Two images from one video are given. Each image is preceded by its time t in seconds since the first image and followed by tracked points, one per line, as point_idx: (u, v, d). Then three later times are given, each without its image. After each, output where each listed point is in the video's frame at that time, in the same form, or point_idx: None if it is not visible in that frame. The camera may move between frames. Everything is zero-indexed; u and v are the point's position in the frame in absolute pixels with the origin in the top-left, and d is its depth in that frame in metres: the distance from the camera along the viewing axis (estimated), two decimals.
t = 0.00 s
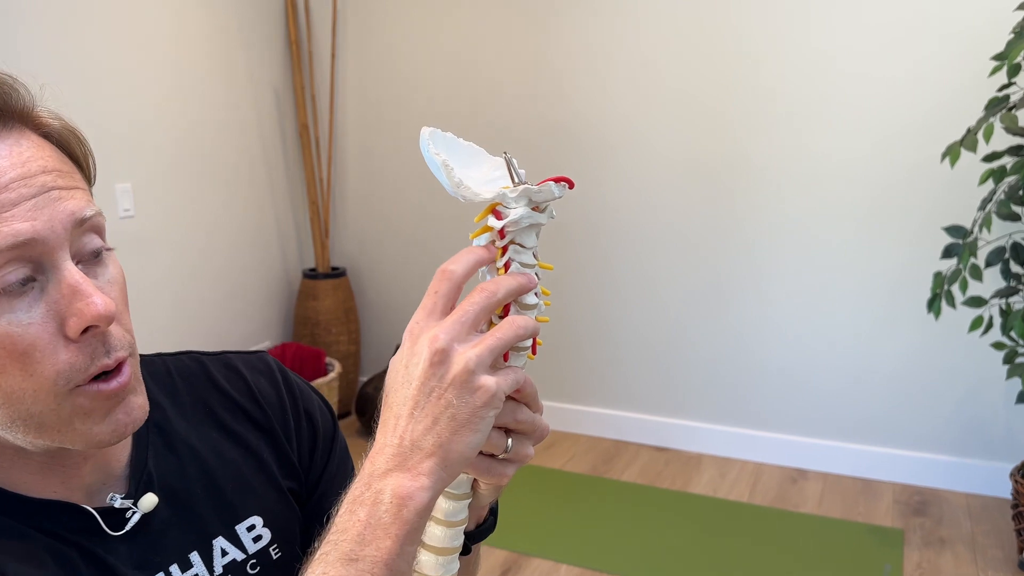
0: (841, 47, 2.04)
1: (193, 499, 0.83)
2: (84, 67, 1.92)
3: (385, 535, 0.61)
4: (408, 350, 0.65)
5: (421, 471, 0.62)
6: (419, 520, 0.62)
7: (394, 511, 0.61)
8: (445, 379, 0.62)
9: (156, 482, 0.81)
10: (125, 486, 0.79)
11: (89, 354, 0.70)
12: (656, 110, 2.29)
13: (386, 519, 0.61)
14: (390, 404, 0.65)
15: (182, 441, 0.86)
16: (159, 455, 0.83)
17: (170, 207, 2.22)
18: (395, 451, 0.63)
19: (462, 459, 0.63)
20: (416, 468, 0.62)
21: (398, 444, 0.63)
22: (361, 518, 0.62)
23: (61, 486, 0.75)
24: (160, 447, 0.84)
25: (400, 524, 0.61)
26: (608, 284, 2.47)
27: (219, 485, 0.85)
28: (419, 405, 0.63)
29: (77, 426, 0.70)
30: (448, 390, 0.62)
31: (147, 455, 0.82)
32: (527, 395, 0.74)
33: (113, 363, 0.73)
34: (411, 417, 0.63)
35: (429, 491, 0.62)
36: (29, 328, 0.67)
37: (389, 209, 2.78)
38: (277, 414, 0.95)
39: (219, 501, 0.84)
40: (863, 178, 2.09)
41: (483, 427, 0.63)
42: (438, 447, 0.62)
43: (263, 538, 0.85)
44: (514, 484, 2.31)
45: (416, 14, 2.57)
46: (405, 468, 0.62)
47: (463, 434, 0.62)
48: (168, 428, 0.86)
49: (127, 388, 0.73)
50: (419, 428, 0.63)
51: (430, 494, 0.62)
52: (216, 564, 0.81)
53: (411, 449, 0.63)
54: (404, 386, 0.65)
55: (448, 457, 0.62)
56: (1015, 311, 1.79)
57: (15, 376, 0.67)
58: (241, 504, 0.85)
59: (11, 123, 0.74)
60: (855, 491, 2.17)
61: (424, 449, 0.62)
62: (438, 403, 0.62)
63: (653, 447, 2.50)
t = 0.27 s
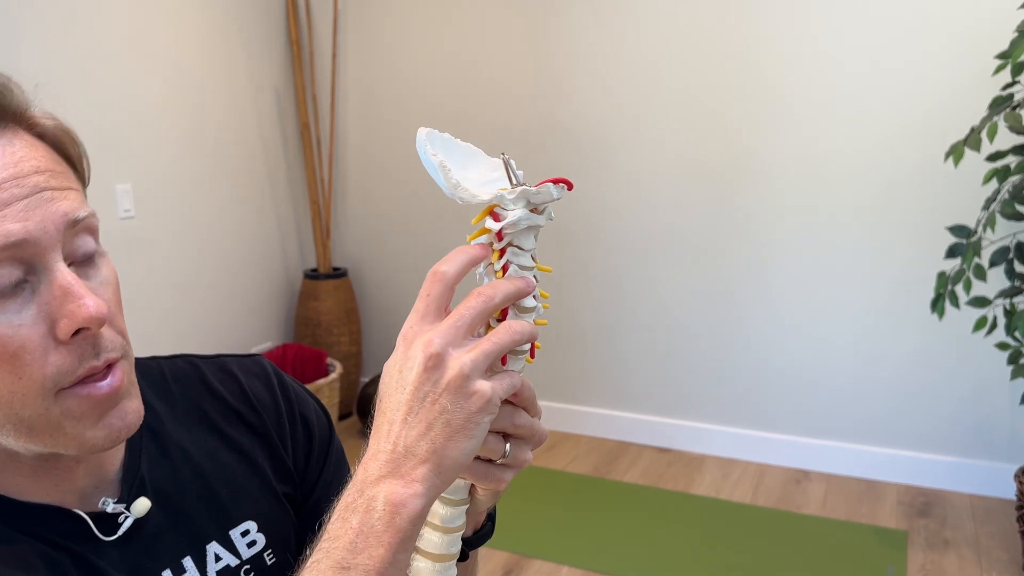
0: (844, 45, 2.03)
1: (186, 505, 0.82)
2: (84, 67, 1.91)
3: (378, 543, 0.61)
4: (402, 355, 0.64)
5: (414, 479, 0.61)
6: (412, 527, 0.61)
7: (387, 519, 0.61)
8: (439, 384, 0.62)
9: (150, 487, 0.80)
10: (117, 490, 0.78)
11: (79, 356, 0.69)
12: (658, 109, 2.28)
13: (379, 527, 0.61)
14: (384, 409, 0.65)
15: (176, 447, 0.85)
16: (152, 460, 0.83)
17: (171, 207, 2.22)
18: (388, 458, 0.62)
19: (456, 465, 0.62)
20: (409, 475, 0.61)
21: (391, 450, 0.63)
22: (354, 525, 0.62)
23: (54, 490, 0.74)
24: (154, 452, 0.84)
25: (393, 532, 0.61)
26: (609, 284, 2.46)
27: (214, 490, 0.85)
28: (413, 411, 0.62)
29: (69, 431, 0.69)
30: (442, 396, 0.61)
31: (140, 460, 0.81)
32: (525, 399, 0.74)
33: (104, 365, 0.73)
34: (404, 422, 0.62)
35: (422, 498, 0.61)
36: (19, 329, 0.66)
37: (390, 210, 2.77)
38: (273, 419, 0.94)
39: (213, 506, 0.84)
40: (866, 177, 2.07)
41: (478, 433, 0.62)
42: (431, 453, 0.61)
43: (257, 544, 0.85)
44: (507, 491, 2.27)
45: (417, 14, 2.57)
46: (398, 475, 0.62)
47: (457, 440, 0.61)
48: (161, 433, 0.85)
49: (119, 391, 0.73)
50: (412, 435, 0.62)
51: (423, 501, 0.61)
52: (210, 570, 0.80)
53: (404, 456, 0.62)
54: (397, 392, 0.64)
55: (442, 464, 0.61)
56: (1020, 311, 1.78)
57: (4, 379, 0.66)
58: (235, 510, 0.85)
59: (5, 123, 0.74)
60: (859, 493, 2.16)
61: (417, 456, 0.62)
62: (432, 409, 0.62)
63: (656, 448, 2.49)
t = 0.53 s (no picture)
0: (846, 44, 2.03)
1: (184, 509, 0.82)
2: (85, 67, 1.91)
3: (376, 550, 0.61)
4: (400, 360, 0.64)
5: (412, 485, 0.61)
6: (410, 533, 0.61)
7: (385, 526, 0.61)
8: (437, 389, 0.61)
9: (147, 492, 0.80)
10: (113, 493, 0.77)
11: (72, 358, 0.69)
12: (659, 109, 2.27)
13: (377, 533, 0.61)
14: (382, 414, 0.64)
15: (173, 451, 0.85)
16: (149, 464, 0.82)
17: (172, 208, 2.22)
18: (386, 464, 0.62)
19: (455, 471, 0.61)
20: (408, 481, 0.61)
21: (389, 456, 0.62)
22: (352, 532, 0.62)
23: (49, 493, 0.74)
24: (151, 456, 0.83)
25: (390, 538, 0.60)
26: (611, 285, 2.45)
27: (211, 495, 0.84)
28: (412, 417, 0.62)
29: (63, 433, 0.69)
30: (440, 401, 0.61)
31: (137, 464, 0.81)
32: (525, 403, 0.73)
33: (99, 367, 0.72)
34: (402, 428, 0.62)
35: (421, 504, 0.61)
36: (12, 330, 0.66)
37: (391, 210, 2.77)
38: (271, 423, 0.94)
39: (211, 511, 0.83)
40: (869, 177, 2.07)
41: (477, 439, 0.62)
42: (429, 459, 0.61)
43: (254, 549, 0.84)
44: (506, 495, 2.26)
45: (418, 14, 2.57)
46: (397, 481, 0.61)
47: (456, 446, 0.61)
48: (158, 437, 0.85)
49: (113, 393, 0.72)
50: (411, 440, 0.61)
51: (421, 508, 0.61)
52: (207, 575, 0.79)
53: (402, 462, 0.61)
54: (395, 397, 0.63)
55: (440, 469, 0.61)
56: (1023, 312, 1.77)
57: None
58: (233, 515, 0.85)
59: None
60: (862, 494, 2.15)
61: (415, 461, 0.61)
62: (430, 415, 0.61)
63: (658, 448, 2.48)
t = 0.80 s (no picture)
0: (848, 44, 2.02)
1: (182, 512, 0.82)
2: (86, 67, 1.91)
3: (373, 554, 0.60)
4: (400, 362, 0.64)
5: (411, 488, 0.60)
6: (408, 537, 0.61)
7: (383, 529, 0.60)
8: (438, 392, 0.61)
9: (144, 494, 0.80)
10: (110, 496, 0.77)
11: (72, 356, 0.69)
12: (661, 109, 2.27)
13: (375, 537, 0.60)
14: (381, 417, 0.64)
15: (171, 453, 0.85)
16: (147, 467, 0.82)
17: (173, 208, 2.22)
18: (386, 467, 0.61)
19: (454, 475, 0.61)
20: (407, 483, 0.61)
21: (388, 459, 0.62)
22: (349, 535, 0.61)
23: (46, 497, 0.74)
24: (149, 459, 0.83)
25: (389, 542, 0.60)
26: (612, 285, 2.45)
27: (209, 498, 0.84)
28: (411, 420, 0.61)
29: (61, 433, 0.69)
30: (441, 403, 0.61)
31: (134, 466, 0.81)
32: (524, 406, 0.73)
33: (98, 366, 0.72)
34: (401, 431, 0.62)
35: (419, 508, 0.60)
36: (10, 327, 0.66)
37: (392, 210, 2.76)
38: (269, 425, 0.94)
39: (209, 514, 0.83)
40: (871, 177, 2.06)
41: (476, 442, 0.61)
42: (428, 463, 0.60)
43: (252, 552, 0.84)
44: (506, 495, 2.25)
45: (419, 14, 2.56)
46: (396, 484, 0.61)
47: (455, 449, 0.61)
48: (156, 439, 0.85)
49: (111, 391, 0.72)
50: (410, 444, 0.61)
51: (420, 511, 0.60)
52: None
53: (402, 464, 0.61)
54: (395, 399, 0.63)
55: (439, 473, 0.60)
56: None
57: None
58: (230, 517, 0.84)
59: None
60: (864, 495, 2.15)
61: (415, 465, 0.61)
62: (429, 418, 0.61)
63: (659, 449, 2.48)
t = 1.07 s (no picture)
0: (848, 44, 2.02)
1: (175, 512, 0.82)
2: (86, 67, 1.92)
3: (363, 553, 0.60)
4: (391, 362, 0.64)
5: (401, 488, 0.60)
6: (398, 536, 0.61)
7: (373, 529, 0.60)
8: (430, 391, 0.61)
9: (136, 494, 0.80)
10: (102, 496, 0.77)
11: (68, 351, 0.69)
12: (661, 109, 2.27)
13: (365, 537, 0.60)
14: (372, 417, 0.64)
15: (164, 453, 0.85)
16: (140, 467, 0.82)
17: (174, 208, 2.22)
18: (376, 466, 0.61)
19: (443, 475, 0.61)
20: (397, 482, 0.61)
21: (378, 459, 0.62)
22: (339, 535, 0.61)
23: (38, 496, 0.74)
24: (142, 459, 0.83)
25: (379, 542, 0.60)
26: (612, 285, 2.45)
27: (202, 498, 0.84)
28: (401, 420, 0.61)
29: (55, 429, 0.69)
30: (432, 403, 0.61)
31: (127, 466, 0.81)
32: (516, 406, 0.73)
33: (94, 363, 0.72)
34: (392, 431, 0.62)
35: (409, 508, 0.60)
36: (5, 322, 0.66)
37: (393, 209, 2.77)
38: (263, 426, 0.94)
39: (202, 514, 0.83)
40: (871, 177, 2.06)
41: (467, 442, 0.61)
42: (418, 463, 0.60)
43: (244, 552, 0.84)
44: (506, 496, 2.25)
45: (419, 14, 2.57)
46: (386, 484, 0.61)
47: (444, 449, 0.61)
48: (150, 439, 0.85)
49: (106, 387, 0.72)
50: (400, 444, 0.61)
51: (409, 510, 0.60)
52: None
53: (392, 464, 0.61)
54: (385, 399, 0.63)
55: (429, 473, 0.60)
56: None
57: None
58: (223, 518, 0.84)
59: None
60: (865, 496, 2.14)
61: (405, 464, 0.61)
62: (419, 418, 0.61)
63: (659, 449, 2.47)
